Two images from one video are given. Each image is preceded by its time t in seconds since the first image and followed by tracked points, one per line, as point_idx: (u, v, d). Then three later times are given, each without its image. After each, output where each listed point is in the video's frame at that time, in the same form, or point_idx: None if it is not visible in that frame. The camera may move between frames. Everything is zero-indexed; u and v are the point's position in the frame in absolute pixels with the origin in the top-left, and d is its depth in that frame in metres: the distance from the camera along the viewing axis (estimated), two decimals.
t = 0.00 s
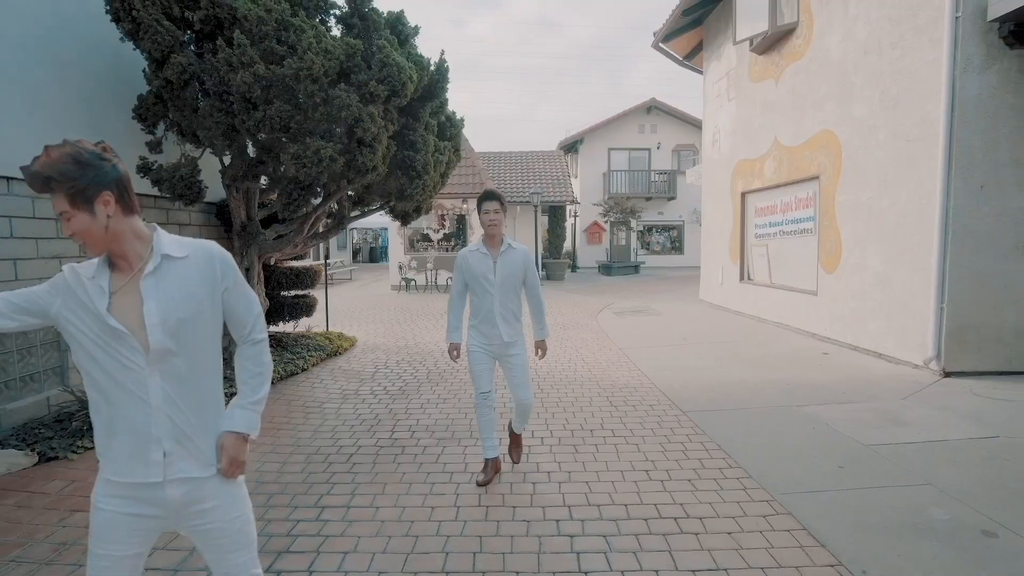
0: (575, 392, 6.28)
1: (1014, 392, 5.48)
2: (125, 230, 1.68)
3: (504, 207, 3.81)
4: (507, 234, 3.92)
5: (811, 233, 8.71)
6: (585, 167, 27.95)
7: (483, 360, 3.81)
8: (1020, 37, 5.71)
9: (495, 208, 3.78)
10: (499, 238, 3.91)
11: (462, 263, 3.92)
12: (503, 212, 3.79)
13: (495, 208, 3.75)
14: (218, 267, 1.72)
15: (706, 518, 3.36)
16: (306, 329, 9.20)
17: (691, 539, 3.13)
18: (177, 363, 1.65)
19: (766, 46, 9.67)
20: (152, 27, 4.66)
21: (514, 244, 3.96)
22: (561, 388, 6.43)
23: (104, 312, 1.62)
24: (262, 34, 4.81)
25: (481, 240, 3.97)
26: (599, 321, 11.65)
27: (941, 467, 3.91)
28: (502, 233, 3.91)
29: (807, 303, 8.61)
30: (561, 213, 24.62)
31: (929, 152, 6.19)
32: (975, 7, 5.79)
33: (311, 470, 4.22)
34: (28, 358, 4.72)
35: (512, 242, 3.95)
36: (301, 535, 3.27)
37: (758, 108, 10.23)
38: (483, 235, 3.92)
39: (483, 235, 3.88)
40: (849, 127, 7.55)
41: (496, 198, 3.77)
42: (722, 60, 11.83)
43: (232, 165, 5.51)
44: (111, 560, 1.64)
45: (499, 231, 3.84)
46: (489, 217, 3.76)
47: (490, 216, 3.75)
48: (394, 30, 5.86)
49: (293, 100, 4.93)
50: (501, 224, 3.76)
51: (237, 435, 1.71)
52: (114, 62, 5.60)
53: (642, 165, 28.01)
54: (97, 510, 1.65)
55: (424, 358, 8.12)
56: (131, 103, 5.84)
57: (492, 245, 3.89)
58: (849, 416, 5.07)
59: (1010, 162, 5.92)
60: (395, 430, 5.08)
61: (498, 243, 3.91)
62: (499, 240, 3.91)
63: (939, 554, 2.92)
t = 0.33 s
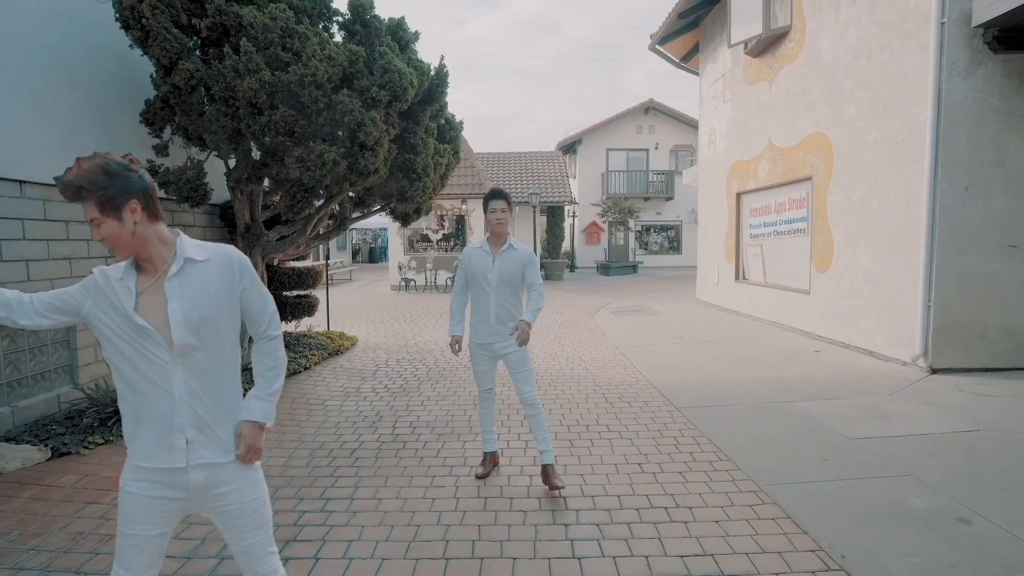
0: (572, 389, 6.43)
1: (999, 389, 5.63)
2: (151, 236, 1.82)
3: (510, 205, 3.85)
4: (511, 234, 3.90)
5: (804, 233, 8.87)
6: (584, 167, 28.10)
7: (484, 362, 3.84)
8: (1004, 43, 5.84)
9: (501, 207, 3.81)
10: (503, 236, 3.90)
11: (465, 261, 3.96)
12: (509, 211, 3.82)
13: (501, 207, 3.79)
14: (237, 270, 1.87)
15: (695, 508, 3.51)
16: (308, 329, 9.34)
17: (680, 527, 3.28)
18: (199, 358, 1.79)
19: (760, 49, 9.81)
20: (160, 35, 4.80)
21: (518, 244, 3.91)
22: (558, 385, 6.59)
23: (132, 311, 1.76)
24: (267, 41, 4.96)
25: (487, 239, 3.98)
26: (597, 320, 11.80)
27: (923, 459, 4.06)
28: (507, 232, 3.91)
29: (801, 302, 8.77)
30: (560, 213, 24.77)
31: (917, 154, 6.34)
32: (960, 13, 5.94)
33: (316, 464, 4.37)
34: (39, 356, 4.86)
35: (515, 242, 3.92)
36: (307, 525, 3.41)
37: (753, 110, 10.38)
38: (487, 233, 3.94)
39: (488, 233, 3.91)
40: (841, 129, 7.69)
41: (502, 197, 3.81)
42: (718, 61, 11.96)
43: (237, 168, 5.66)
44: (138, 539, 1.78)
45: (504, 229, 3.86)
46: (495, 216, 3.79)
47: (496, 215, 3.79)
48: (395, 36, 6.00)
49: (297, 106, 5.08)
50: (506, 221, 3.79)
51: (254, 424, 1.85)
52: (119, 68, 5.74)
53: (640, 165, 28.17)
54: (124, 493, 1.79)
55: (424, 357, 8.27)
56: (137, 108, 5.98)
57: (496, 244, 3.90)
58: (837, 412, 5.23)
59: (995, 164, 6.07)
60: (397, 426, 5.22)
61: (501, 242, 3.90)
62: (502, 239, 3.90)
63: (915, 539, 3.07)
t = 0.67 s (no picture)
0: (569, 386, 6.56)
1: (986, 385, 5.76)
2: (170, 236, 1.95)
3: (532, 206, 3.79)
4: (531, 235, 3.88)
5: (799, 233, 8.99)
6: (584, 166, 28.22)
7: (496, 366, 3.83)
8: (993, 46, 5.99)
9: (524, 207, 3.75)
10: (524, 237, 3.87)
11: (486, 263, 3.98)
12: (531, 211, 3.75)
13: (524, 208, 3.73)
14: (249, 268, 2.00)
15: (686, 498, 3.64)
16: (310, 327, 9.48)
17: (670, 516, 3.42)
18: (215, 351, 1.92)
19: (757, 50, 9.93)
20: (167, 40, 4.92)
21: (537, 245, 3.88)
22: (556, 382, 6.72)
23: (152, 307, 1.89)
24: (272, 47, 5.10)
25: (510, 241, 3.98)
26: (595, 318, 11.93)
27: (908, 452, 4.20)
28: (528, 233, 3.87)
29: (796, 300, 8.89)
30: (559, 212, 24.90)
31: (907, 156, 6.47)
32: (950, 17, 6.07)
33: (319, 457, 4.51)
34: (50, 353, 5.00)
35: (536, 244, 3.87)
36: (312, 514, 3.55)
37: (749, 111, 10.51)
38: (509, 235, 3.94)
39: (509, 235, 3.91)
40: (835, 130, 7.81)
41: (525, 197, 3.74)
42: (716, 62, 12.07)
43: (241, 169, 5.80)
44: (159, 519, 1.91)
45: (525, 230, 3.81)
46: (517, 217, 3.73)
47: (518, 215, 3.73)
48: (395, 39, 6.13)
49: (301, 109, 5.21)
50: (527, 221, 3.72)
51: (265, 412, 1.97)
52: (125, 70, 5.87)
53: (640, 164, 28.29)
54: (145, 476, 1.92)
55: (425, 354, 8.40)
56: (143, 110, 6.11)
57: (516, 245, 3.88)
58: (827, 407, 5.36)
59: (984, 165, 6.19)
60: (397, 421, 5.36)
61: (522, 243, 3.87)
62: (523, 240, 3.87)
63: (894, 526, 3.20)
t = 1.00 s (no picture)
0: (567, 383, 6.67)
1: (974, 381, 5.88)
2: (185, 236, 2.07)
3: (551, 203, 3.67)
4: (551, 233, 3.73)
5: (794, 232, 9.11)
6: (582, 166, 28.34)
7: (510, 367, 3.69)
8: (981, 50, 6.10)
9: (542, 204, 3.65)
10: (543, 235, 3.72)
11: (504, 262, 3.82)
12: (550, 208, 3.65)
13: (541, 205, 3.63)
14: (260, 265, 2.11)
15: (678, 490, 3.76)
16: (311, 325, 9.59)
17: (663, 506, 3.54)
18: (228, 344, 2.04)
19: (752, 52, 10.05)
20: (173, 45, 5.04)
21: (557, 242, 3.72)
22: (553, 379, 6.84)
23: (169, 303, 2.01)
24: (276, 51, 5.22)
25: (527, 238, 3.81)
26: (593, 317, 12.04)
27: (894, 445, 4.32)
28: (547, 231, 3.72)
29: (790, 299, 9.01)
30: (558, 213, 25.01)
31: (898, 157, 6.60)
32: (939, 21, 6.20)
33: (322, 451, 4.63)
34: (58, 350, 5.13)
35: (556, 241, 3.72)
36: (317, 505, 3.67)
37: (745, 113, 10.63)
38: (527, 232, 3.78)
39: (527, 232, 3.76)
40: (828, 131, 7.94)
41: (544, 193, 3.63)
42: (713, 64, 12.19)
43: (245, 170, 5.92)
44: (175, 504, 2.03)
45: (544, 227, 3.67)
46: (536, 214, 3.63)
47: (536, 212, 3.63)
48: (396, 43, 6.24)
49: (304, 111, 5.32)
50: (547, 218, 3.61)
51: (276, 401, 2.09)
52: (131, 73, 5.99)
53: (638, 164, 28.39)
54: (163, 462, 2.04)
55: (425, 352, 8.53)
56: (148, 112, 6.23)
57: (535, 243, 3.73)
58: (818, 403, 5.48)
59: (973, 166, 6.32)
60: (398, 417, 5.48)
61: (540, 240, 3.72)
62: (542, 237, 3.72)
63: (877, 515, 3.33)
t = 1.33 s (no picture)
0: (564, 380, 6.78)
1: (964, 379, 6.00)
2: (200, 237, 2.17)
3: (549, 201, 3.68)
4: (552, 232, 3.74)
5: (789, 233, 9.23)
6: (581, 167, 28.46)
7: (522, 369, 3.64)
8: (971, 54, 6.17)
9: (541, 202, 3.65)
10: (544, 235, 3.73)
11: (504, 263, 3.73)
12: (549, 207, 3.65)
13: (541, 203, 3.63)
14: (271, 265, 2.22)
15: (671, 483, 3.88)
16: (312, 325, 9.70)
17: (656, 498, 3.65)
18: (240, 339, 2.15)
19: (748, 55, 10.17)
20: (179, 49, 5.14)
21: (560, 242, 3.75)
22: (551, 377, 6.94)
23: (184, 301, 2.11)
24: (279, 56, 5.32)
25: (525, 238, 3.77)
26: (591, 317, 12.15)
27: (883, 440, 4.44)
28: (547, 231, 3.74)
29: (785, 299, 9.13)
30: (557, 213, 25.13)
31: (890, 159, 6.72)
32: (929, 26, 6.32)
33: (325, 447, 4.74)
34: (65, 348, 5.23)
35: (557, 240, 3.75)
36: (321, 498, 3.78)
37: (741, 114, 10.75)
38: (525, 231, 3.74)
39: (527, 231, 3.72)
40: (822, 133, 8.05)
41: (543, 191, 3.64)
42: (709, 66, 12.31)
43: (248, 171, 6.03)
44: (189, 492, 2.13)
45: (545, 227, 3.68)
46: (534, 212, 3.64)
47: (535, 210, 3.63)
48: (396, 47, 6.35)
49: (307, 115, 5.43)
50: (547, 216, 3.62)
51: (286, 394, 2.20)
52: (135, 77, 6.09)
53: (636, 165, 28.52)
54: (178, 452, 2.14)
55: (425, 351, 8.64)
56: (152, 115, 6.33)
57: (537, 243, 3.72)
58: (810, 400, 5.60)
59: (962, 167, 6.44)
60: (399, 414, 5.59)
61: (542, 240, 3.73)
62: (543, 237, 3.73)
63: (863, 506, 3.44)
